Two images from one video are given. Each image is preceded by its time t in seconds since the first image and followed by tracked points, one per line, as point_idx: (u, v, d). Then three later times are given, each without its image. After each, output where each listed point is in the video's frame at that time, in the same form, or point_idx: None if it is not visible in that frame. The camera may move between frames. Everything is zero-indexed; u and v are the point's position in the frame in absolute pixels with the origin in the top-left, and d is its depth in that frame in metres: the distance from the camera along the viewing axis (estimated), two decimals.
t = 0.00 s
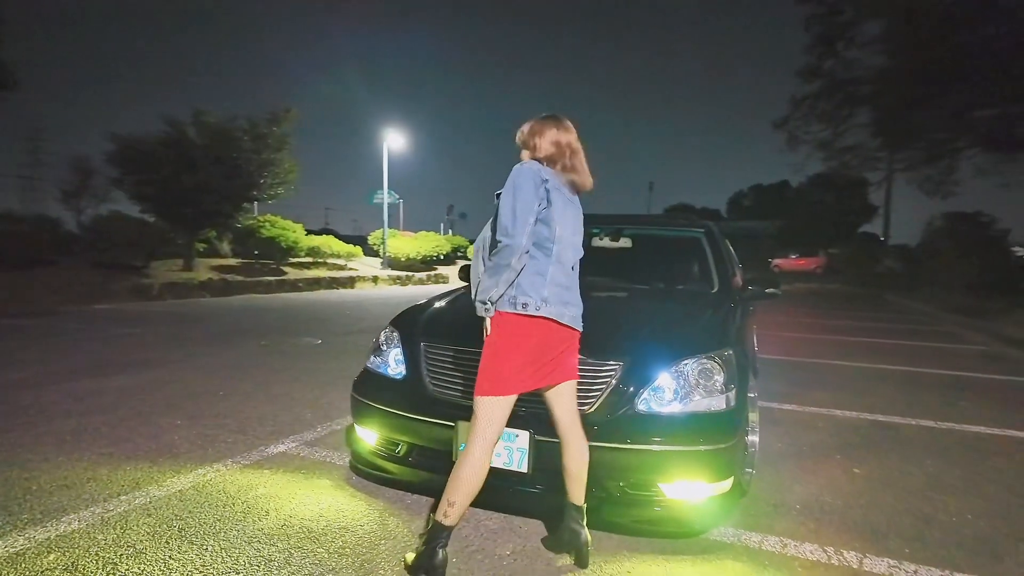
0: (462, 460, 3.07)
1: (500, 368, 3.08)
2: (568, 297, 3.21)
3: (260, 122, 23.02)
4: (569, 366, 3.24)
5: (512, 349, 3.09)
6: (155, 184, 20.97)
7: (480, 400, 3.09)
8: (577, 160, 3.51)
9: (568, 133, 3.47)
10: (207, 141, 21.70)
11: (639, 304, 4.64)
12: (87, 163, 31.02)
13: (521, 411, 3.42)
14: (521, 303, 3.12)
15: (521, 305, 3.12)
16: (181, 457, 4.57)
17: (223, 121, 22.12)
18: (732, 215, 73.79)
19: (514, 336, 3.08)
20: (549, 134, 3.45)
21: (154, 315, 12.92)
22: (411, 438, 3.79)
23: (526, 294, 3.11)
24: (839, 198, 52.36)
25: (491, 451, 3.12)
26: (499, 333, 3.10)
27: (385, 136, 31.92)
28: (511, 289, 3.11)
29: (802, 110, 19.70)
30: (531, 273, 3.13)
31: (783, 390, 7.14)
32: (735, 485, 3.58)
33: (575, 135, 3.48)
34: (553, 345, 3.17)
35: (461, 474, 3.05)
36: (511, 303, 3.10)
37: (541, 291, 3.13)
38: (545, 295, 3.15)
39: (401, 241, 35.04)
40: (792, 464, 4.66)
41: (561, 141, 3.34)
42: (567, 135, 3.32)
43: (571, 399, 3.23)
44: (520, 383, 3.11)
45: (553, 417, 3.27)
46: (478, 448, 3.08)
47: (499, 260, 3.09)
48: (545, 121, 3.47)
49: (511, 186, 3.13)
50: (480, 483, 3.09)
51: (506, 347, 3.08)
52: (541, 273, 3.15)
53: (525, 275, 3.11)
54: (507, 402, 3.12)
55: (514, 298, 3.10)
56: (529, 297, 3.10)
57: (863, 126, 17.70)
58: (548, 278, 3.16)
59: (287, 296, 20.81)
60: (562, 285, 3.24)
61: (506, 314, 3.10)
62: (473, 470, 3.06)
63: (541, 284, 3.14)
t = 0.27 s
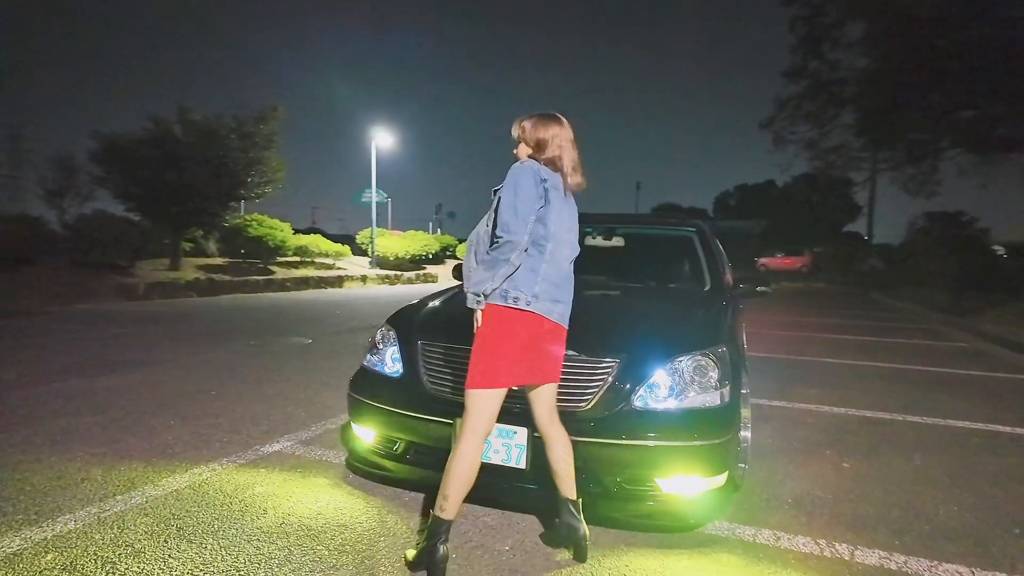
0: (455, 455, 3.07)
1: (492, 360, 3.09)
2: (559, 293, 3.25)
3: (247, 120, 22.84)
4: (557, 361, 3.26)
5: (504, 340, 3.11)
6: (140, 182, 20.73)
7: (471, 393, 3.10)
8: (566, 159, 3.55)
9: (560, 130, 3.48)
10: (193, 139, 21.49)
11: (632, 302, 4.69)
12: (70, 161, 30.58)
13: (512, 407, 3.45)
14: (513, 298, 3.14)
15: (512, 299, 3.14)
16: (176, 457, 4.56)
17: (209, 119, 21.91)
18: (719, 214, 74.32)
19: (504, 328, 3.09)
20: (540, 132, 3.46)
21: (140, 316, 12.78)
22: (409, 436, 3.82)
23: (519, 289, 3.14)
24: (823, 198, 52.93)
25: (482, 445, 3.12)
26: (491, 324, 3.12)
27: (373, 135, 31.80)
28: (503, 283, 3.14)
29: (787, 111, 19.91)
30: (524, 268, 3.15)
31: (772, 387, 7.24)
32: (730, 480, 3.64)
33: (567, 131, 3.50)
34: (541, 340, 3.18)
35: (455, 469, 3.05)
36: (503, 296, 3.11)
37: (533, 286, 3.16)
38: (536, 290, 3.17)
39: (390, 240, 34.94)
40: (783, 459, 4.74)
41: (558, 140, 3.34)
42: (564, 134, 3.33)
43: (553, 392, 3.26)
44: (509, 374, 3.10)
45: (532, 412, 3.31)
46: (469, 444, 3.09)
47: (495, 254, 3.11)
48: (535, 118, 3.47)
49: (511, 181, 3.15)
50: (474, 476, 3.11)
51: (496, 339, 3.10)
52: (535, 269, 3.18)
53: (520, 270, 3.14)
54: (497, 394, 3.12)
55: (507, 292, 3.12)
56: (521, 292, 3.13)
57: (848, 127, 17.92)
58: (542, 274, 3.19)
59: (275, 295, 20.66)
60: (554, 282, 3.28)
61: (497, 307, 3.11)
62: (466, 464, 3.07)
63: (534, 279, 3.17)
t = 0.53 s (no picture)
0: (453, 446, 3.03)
1: (482, 351, 3.03)
2: (551, 293, 3.17)
3: (233, 117, 22.64)
4: (551, 357, 3.20)
5: (491, 333, 3.04)
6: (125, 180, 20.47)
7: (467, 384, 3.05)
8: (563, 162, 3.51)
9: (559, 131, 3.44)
10: (178, 137, 21.25)
11: (628, 298, 4.76)
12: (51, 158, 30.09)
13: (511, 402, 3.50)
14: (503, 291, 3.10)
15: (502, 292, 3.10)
16: (175, 455, 4.55)
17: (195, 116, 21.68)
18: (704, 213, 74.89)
19: (492, 320, 3.02)
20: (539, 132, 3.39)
21: (127, 314, 12.64)
22: (411, 431, 3.86)
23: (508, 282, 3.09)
24: (807, 197, 53.55)
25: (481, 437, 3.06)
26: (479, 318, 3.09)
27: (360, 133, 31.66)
28: (494, 277, 3.11)
29: (773, 110, 20.15)
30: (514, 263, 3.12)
31: (761, 383, 7.36)
32: (726, 471, 3.72)
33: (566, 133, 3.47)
34: (532, 331, 3.09)
35: (454, 460, 3.00)
36: (493, 290, 3.07)
37: (522, 282, 3.11)
38: (526, 284, 3.12)
39: (377, 239, 34.82)
40: (775, 452, 4.84)
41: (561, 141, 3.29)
42: (568, 135, 3.28)
43: (547, 385, 3.29)
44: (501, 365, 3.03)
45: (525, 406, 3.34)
46: (466, 436, 3.02)
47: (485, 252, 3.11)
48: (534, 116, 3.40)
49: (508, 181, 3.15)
50: (474, 467, 3.05)
51: (485, 329, 3.04)
52: (526, 267, 3.13)
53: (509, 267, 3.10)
54: (492, 384, 3.05)
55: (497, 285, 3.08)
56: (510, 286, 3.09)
57: (833, 127, 18.18)
58: (533, 272, 3.13)
59: (262, 294, 20.53)
60: (546, 283, 3.22)
61: (486, 299, 3.06)
62: (465, 454, 3.01)
63: (524, 277, 3.12)
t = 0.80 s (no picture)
0: (460, 438, 3.05)
1: (484, 344, 3.03)
2: (550, 288, 3.14)
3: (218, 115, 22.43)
4: (552, 350, 3.18)
5: (488, 328, 3.03)
6: (107, 177, 20.19)
7: (473, 377, 3.05)
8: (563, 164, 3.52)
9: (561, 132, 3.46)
10: (162, 134, 21.01)
11: (624, 294, 4.85)
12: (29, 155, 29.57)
13: (513, 394, 3.54)
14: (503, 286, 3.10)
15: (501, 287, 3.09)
16: (172, 451, 4.54)
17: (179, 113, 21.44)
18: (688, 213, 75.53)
19: (490, 314, 3.02)
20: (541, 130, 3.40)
21: (112, 313, 12.49)
22: (412, 425, 3.90)
23: (506, 277, 3.08)
24: (790, 197, 54.21)
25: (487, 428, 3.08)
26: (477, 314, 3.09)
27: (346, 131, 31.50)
28: (492, 272, 3.11)
29: (757, 111, 20.41)
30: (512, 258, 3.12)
31: (750, 378, 7.48)
32: (722, 462, 3.82)
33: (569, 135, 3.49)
34: (534, 323, 3.08)
35: (460, 452, 3.03)
36: (491, 285, 3.07)
37: (519, 277, 3.10)
38: (525, 278, 3.10)
39: (363, 238, 34.69)
40: (767, 444, 4.95)
41: (565, 139, 3.28)
42: (572, 133, 3.28)
43: (548, 378, 3.34)
44: (504, 357, 3.03)
45: (528, 398, 3.40)
46: (472, 428, 3.04)
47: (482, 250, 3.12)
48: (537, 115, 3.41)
49: (503, 180, 3.18)
50: (479, 459, 3.08)
51: (485, 324, 3.04)
52: (523, 262, 3.12)
53: (506, 263, 3.10)
54: (497, 376, 3.05)
55: (495, 280, 3.08)
56: (508, 279, 3.08)
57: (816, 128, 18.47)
58: (531, 267, 3.11)
59: (248, 293, 20.36)
60: (546, 278, 3.20)
61: (486, 295, 3.07)
62: (471, 447, 3.04)
63: (522, 272, 3.11)
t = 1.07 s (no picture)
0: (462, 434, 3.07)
1: (486, 342, 3.06)
2: (551, 285, 3.16)
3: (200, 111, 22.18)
4: (552, 346, 3.21)
5: (490, 325, 3.06)
6: (86, 174, 19.87)
7: (475, 373, 3.07)
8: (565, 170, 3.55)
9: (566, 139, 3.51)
10: (143, 131, 20.74)
11: (618, 292, 4.92)
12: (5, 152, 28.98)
13: (512, 390, 3.59)
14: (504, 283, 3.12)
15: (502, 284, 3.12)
16: (167, 450, 4.53)
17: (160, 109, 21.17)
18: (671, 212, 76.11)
19: (492, 312, 3.05)
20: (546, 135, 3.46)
21: (95, 312, 12.33)
22: (411, 422, 3.94)
23: (507, 274, 3.11)
24: (770, 197, 54.91)
25: (489, 424, 3.11)
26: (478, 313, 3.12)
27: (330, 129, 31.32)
28: (493, 271, 3.13)
29: (740, 111, 20.68)
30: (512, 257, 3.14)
31: (737, 375, 7.62)
32: (716, 455, 3.91)
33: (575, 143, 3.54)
34: (535, 320, 3.11)
35: (463, 448, 3.06)
36: (492, 282, 3.10)
37: (519, 275, 3.11)
38: (526, 275, 3.13)
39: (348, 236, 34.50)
40: (757, 438, 5.07)
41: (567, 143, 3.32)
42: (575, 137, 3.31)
43: (547, 374, 3.39)
44: (506, 353, 3.06)
45: (528, 394, 3.44)
46: (474, 424, 3.07)
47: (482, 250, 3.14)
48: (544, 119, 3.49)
49: (502, 181, 3.19)
50: (482, 454, 3.11)
51: (487, 322, 3.06)
52: (523, 261, 3.13)
53: (506, 262, 3.11)
54: (499, 372, 3.08)
55: (495, 278, 3.10)
56: (509, 277, 3.10)
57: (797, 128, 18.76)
58: (532, 264, 3.14)
59: (231, 292, 20.17)
60: (546, 275, 3.22)
61: (487, 293, 3.09)
62: (474, 442, 3.07)
63: (522, 269, 3.13)
